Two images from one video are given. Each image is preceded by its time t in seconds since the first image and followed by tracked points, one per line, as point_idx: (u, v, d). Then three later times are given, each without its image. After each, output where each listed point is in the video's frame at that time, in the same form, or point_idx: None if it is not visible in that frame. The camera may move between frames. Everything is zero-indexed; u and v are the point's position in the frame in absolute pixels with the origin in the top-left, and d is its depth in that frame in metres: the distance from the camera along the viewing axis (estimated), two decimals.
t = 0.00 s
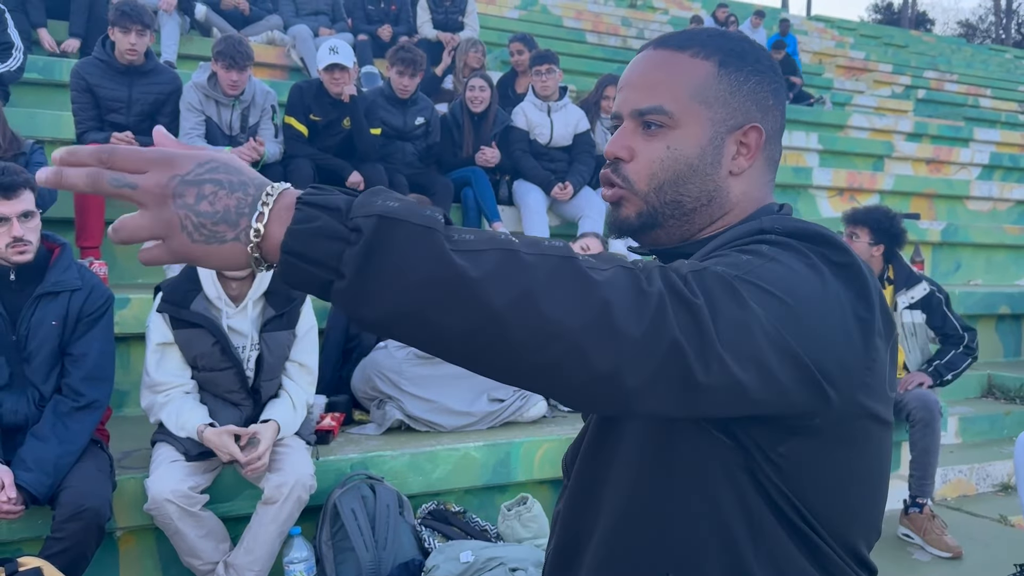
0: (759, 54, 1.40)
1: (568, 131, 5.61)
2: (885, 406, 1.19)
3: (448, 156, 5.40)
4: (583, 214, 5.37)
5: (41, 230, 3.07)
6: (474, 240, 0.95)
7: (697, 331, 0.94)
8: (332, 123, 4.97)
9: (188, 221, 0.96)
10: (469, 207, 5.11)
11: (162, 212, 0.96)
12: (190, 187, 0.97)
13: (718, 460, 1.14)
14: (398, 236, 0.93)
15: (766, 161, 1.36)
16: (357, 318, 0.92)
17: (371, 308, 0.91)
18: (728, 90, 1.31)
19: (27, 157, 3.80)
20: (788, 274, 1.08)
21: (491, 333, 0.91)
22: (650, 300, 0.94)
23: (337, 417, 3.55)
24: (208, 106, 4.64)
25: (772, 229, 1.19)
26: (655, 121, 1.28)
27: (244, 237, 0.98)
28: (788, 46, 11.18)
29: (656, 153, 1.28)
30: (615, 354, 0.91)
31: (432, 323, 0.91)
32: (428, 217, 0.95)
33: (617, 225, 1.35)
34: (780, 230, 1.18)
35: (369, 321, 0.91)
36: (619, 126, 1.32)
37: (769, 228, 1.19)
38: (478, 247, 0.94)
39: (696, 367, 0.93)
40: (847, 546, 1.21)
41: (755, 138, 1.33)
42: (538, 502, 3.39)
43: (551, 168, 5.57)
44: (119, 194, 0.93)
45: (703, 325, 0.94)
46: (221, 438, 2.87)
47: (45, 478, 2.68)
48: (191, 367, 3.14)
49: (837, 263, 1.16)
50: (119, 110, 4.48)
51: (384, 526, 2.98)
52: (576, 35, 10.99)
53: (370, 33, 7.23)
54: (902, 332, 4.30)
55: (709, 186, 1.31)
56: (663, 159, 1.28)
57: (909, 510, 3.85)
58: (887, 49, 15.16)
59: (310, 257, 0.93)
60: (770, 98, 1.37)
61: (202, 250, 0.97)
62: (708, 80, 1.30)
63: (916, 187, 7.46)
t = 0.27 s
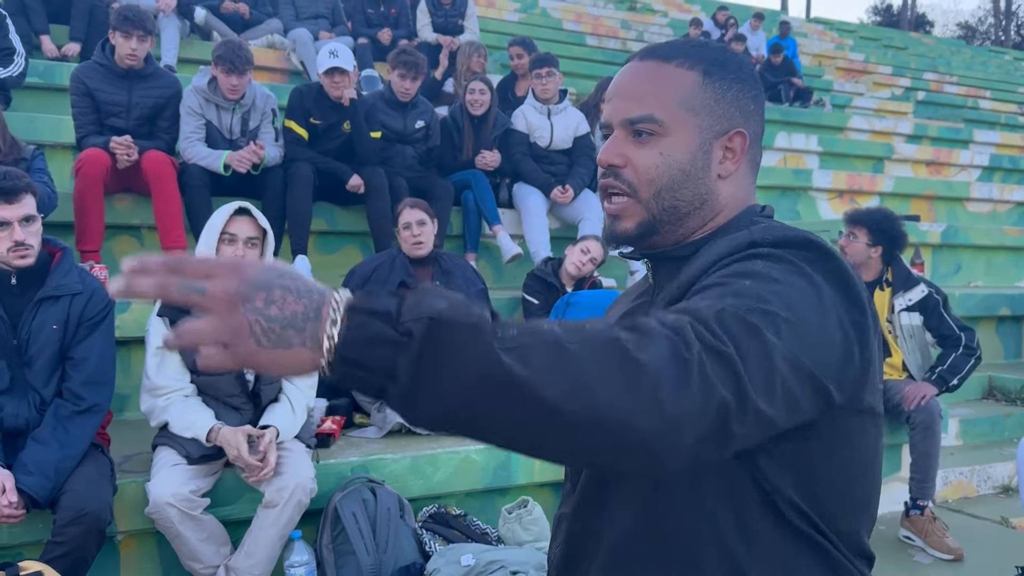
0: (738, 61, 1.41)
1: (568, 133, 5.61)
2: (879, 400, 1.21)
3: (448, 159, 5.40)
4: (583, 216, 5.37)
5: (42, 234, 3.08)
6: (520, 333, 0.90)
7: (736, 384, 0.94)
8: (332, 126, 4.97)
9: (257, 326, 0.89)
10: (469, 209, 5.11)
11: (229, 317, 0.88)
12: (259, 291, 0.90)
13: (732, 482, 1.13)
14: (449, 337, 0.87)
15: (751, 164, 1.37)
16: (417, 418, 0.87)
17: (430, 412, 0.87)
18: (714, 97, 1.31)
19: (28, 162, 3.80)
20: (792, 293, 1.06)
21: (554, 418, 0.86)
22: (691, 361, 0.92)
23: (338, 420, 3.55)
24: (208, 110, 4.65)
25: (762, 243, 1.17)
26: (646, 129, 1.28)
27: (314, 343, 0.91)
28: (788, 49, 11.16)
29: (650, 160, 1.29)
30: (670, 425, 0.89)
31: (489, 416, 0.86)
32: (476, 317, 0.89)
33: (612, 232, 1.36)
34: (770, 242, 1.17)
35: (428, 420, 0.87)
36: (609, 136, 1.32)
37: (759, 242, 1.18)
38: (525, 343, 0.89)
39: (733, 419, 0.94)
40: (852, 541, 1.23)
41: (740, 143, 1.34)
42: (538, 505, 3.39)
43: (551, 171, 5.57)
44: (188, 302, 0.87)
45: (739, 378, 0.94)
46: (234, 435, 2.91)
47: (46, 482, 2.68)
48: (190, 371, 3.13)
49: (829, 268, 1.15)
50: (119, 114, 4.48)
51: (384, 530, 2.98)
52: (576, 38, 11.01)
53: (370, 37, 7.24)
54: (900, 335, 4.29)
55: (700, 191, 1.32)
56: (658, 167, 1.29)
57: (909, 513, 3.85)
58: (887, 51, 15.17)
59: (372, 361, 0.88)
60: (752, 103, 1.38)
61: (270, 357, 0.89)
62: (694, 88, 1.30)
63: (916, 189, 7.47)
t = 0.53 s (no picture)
0: (727, 70, 1.40)
1: (568, 136, 5.62)
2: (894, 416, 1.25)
3: (448, 162, 5.40)
4: (583, 219, 5.38)
5: (43, 238, 3.08)
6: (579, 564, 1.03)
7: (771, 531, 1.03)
8: (332, 130, 4.99)
9: None
10: (469, 213, 5.12)
11: None
12: None
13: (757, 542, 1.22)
14: None
15: (745, 173, 1.37)
16: None
17: None
18: (705, 109, 1.32)
19: (29, 167, 3.80)
20: (816, 377, 1.08)
21: None
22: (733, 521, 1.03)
23: (338, 424, 3.55)
24: (209, 114, 4.66)
25: (765, 303, 1.15)
26: (640, 142, 1.31)
27: None
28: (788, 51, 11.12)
29: (644, 172, 1.31)
30: None
31: None
32: None
33: (609, 245, 1.39)
34: (777, 293, 1.15)
35: None
36: (603, 148, 1.35)
37: (766, 306, 1.15)
38: None
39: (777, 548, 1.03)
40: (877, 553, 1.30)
41: (731, 153, 1.34)
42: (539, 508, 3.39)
43: (551, 174, 5.58)
44: None
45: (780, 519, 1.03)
46: (243, 434, 2.94)
47: (47, 486, 2.68)
48: (190, 375, 3.14)
49: (846, 316, 1.15)
50: (120, 119, 4.49)
51: (385, 533, 2.98)
52: (576, 41, 11.03)
53: (370, 40, 7.26)
54: (897, 338, 4.27)
55: (694, 202, 1.33)
56: (652, 179, 1.32)
57: (910, 515, 3.86)
58: (886, 54, 15.19)
59: None
60: (744, 112, 1.37)
61: None
62: (686, 101, 1.31)
63: (915, 191, 7.47)
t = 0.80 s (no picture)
0: (744, 62, 1.41)
1: (568, 139, 5.63)
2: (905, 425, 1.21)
3: (448, 165, 5.41)
4: (583, 222, 5.39)
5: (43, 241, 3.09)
6: (539, 507, 0.86)
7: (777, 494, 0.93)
8: (332, 134, 4.99)
9: None
10: (469, 216, 5.13)
11: None
12: (275, 554, 0.84)
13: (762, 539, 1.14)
14: (478, 538, 0.84)
15: (760, 172, 1.39)
16: None
17: None
18: (726, 104, 1.32)
19: (29, 171, 3.81)
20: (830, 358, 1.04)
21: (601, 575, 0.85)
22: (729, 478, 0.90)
23: (338, 426, 3.55)
24: (209, 117, 4.67)
25: (792, 291, 1.14)
26: (658, 138, 1.28)
27: None
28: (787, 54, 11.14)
29: (663, 169, 1.29)
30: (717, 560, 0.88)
31: None
32: (494, 514, 0.85)
33: (618, 243, 1.36)
34: (802, 285, 1.14)
35: None
36: (617, 143, 1.32)
37: (792, 293, 1.13)
38: (550, 520, 0.86)
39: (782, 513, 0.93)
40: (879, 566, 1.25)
41: (750, 151, 1.36)
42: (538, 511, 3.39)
43: (551, 177, 5.59)
44: None
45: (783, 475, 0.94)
46: (242, 436, 2.94)
47: (47, 489, 2.69)
48: (190, 379, 3.14)
49: (864, 317, 1.13)
50: (120, 122, 4.50)
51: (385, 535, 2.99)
52: (575, 44, 11.06)
53: (370, 44, 7.28)
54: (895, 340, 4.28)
55: (713, 202, 1.34)
56: (670, 176, 1.30)
57: (909, 518, 3.86)
58: (885, 56, 15.23)
59: None
60: (760, 108, 1.38)
61: None
62: (708, 94, 1.30)
63: (915, 194, 7.49)
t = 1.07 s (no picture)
0: (761, 59, 1.42)
1: (567, 142, 5.63)
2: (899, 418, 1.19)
3: (447, 168, 5.41)
4: (582, 224, 5.40)
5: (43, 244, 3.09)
6: (497, 293, 0.91)
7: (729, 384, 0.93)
8: (331, 136, 5.00)
9: (182, 309, 0.86)
10: (468, 218, 5.13)
11: (149, 302, 0.86)
12: (181, 269, 0.87)
13: (737, 493, 1.12)
14: (429, 293, 0.88)
15: (772, 171, 1.41)
16: (376, 397, 0.86)
17: (402, 383, 0.85)
18: (741, 101, 1.33)
19: (29, 174, 3.82)
20: (805, 301, 1.07)
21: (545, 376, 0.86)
22: (684, 338, 0.93)
23: (338, 429, 3.56)
24: (209, 120, 4.67)
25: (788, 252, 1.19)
26: (670, 132, 1.29)
27: (248, 323, 0.87)
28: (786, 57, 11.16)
29: (674, 166, 1.29)
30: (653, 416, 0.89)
31: (475, 393, 0.86)
32: (457, 274, 0.90)
33: (625, 241, 1.36)
34: (798, 253, 1.19)
35: (390, 403, 0.86)
36: (627, 137, 1.32)
37: (785, 251, 1.19)
38: (506, 302, 0.90)
39: (735, 406, 0.93)
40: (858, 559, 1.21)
41: (765, 149, 1.38)
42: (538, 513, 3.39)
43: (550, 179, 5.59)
44: (91, 287, 0.84)
45: (740, 366, 0.94)
46: (243, 438, 2.94)
47: (47, 491, 2.69)
48: (190, 381, 3.13)
49: (858, 287, 1.17)
50: (120, 125, 4.51)
51: (385, 538, 2.99)
52: (575, 47, 11.07)
53: (370, 46, 7.29)
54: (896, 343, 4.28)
55: (725, 201, 1.34)
56: (683, 172, 1.29)
57: (908, 520, 3.86)
58: (885, 59, 15.24)
59: (331, 331, 0.85)
60: (774, 105, 1.40)
61: (197, 342, 0.86)
62: (723, 89, 1.32)
63: (914, 197, 7.50)
